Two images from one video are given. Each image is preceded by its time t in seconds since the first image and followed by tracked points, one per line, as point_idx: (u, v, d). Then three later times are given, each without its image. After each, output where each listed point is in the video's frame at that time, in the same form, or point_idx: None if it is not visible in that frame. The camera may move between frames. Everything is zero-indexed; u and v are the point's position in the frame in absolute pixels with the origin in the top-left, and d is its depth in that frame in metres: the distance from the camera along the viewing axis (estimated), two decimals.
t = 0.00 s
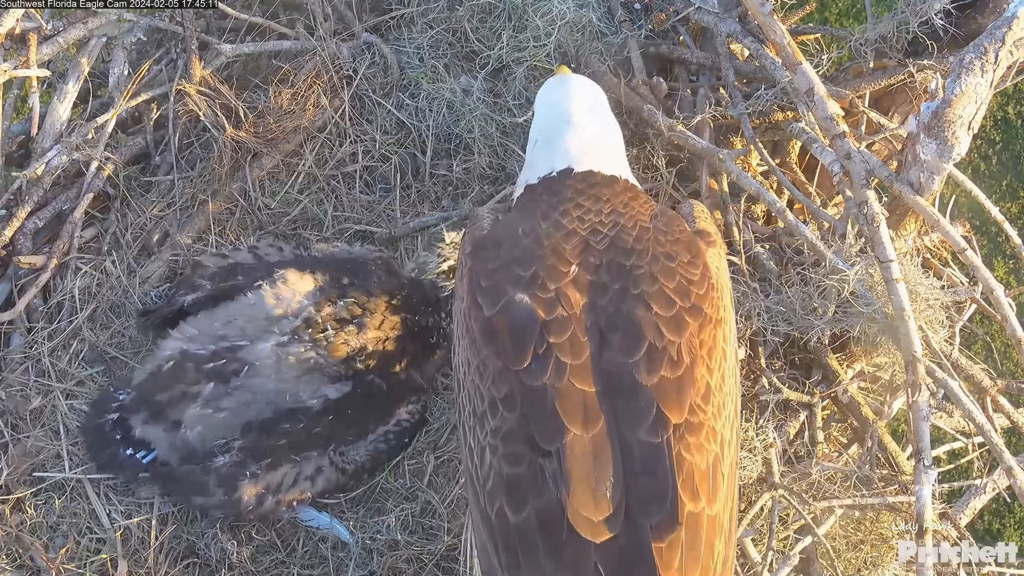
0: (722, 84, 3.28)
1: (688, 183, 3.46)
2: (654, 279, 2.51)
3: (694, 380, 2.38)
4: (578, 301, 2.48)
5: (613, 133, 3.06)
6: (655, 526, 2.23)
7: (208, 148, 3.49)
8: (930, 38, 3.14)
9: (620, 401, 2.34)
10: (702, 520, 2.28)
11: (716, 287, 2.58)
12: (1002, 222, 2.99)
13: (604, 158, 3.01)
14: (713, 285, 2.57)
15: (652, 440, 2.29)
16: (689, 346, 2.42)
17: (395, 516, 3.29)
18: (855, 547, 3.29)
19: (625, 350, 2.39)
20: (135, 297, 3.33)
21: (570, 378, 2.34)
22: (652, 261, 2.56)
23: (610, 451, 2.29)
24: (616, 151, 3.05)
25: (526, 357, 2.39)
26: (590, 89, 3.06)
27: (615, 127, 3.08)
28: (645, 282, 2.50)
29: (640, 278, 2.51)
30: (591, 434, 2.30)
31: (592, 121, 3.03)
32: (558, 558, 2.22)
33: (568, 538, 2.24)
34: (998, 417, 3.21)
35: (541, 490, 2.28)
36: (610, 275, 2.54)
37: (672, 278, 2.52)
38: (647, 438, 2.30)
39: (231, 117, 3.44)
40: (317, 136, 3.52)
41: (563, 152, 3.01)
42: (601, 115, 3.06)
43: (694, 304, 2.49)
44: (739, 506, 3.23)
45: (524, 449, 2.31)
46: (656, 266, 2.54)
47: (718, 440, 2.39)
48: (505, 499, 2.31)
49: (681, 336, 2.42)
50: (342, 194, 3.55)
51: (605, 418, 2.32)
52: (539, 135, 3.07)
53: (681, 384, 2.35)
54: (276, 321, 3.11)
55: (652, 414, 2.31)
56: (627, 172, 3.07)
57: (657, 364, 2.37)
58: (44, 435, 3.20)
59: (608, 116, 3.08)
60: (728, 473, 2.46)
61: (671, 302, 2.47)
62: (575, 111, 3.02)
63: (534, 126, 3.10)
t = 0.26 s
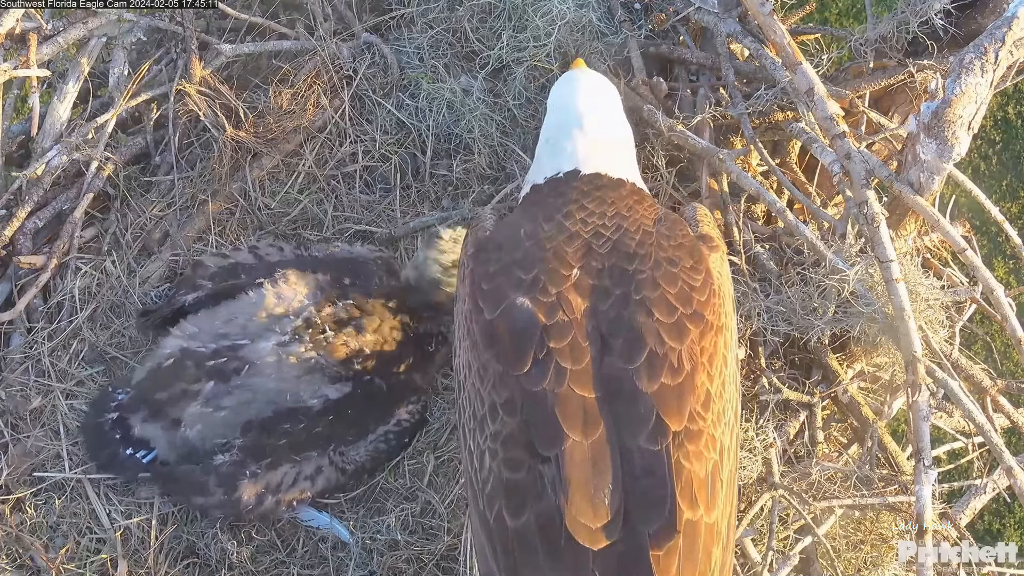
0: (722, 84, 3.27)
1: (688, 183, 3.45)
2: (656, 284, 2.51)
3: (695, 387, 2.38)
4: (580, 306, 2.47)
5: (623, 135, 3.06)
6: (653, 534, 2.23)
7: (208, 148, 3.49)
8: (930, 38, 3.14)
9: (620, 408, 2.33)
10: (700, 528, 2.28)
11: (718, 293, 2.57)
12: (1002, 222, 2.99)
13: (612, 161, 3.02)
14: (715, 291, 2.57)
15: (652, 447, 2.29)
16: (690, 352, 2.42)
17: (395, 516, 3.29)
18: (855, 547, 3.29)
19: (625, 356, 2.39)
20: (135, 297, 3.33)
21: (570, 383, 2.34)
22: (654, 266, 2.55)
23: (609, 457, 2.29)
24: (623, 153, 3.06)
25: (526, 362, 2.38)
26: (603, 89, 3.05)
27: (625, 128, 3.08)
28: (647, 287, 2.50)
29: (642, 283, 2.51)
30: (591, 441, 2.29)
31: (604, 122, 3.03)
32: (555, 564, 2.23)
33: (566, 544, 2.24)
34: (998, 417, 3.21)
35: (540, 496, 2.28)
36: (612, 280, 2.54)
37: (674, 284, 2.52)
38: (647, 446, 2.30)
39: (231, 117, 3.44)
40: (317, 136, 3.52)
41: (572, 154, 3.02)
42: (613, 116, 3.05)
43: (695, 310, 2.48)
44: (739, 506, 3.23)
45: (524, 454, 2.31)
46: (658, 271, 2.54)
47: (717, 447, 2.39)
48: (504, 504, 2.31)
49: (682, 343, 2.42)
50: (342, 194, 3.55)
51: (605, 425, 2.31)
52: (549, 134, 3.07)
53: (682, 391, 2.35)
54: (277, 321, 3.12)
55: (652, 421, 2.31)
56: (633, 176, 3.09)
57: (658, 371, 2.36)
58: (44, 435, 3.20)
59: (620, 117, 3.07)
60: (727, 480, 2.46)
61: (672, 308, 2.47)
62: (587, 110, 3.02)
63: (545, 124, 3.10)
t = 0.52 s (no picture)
0: (722, 84, 3.27)
1: (688, 183, 3.46)
2: (661, 291, 2.50)
3: (699, 396, 2.38)
4: (585, 313, 2.47)
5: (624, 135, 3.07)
6: (657, 545, 2.23)
7: (208, 148, 3.49)
8: (930, 38, 3.14)
9: (625, 417, 2.33)
10: (703, 538, 2.28)
11: (723, 300, 2.57)
12: (1002, 222, 2.99)
13: (614, 162, 3.02)
14: (720, 298, 2.57)
15: (656, 457, 2.29)
16: (695, 361, 2.41)
17: (395, 516, 3.29)
18: (855, 547, 3.29)
19: (631, 365, 2.39)
20: (135, 297, 3.33)
21: (574, 391, 2.33)
22: (659, 272, 2.55)
23: (614, 467, 2.29)
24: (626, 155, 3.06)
25: (531, 370, 2.38)
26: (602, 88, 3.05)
27: (627, 129, 3.08)
28: (652, 294, 2.50)
29: (647, 290, 2.51)
30: (595, 450, 2.29)
31: (603, 122, 3.04)
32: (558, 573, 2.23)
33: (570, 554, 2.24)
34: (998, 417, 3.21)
35: (544, 505, 2.28)
36: (617, 286, 2.54)
37: (679, 291, 2.51)
38: (652, 455, 2.30)
39: (231, 117, 3.44)
40: (317, 136, 3.52)
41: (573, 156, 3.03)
42: (613, 117, 3.06)
43: (700, 318, 2.48)
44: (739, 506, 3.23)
45: (528, 462, 2.31)
46: (664, 277, 2.53)
47: (721, 456, 2.40)
48: (508, 512, 2.31)
49: (687, 351, 2.41)
50: (342, 194, 3.55)
51: (610, 434, 2.31)
52: (549, 136, 3.09)
53: (687, 401, 2.35)
54: (276, 320, 3.13)
55: (657, 431, 2.31)
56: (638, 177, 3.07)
57: (663, 380, 2.36)
58: (44, 435, 3.20)
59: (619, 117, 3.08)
60: (730, 489, 2.46)
61: (678, 315, 2.46)
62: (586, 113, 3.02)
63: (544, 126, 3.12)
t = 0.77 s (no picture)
0: (722, 84, 3.27)
1: (688, 184, 3.46)
2: (663, 295, 2.50)
3: (700, 401, 2.38)
4: (585, 317, 2.47)
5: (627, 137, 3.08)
6: (656, 550, 2.24)
7: (208, 148, 3.49)
8: (930, 38, 3.14)
9: (625, 422, 2.33)
10: (702, 542, 2.29)
11: (724, 305, 2.58)
12: (1002, 222, 2.99)
13: (617, 163, 3.03)
14: (721, 303, 2.57)
15: (656, 462, 2.30)
16: (695, 366, 2.42)
17: (395, 516, 3.29)
18: (855, 547, 3.29)
19: (632, 369, 2.39)
20: (135, 297, 3.33)
21: (575, 395, 2.33)
22: (661, 277, 2.55)
23: (615, 471, 2.29)
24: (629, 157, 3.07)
25: (531, 373, 2.38)
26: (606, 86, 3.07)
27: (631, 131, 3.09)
28: (654, 298, 2.50)
29: (649, 294, 2.51)
30: (595, 454, 2.29)
31: (606, 120, 3.05)
32: None
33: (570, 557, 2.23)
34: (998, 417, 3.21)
35: (544, 509, 2.28)
36: (619, 290, 2.54)
37: (681, 296, 2.51)
38: (652, 460, 2.30)
39: (231, 117, 3.44)
40: (316, 136, 3.52)
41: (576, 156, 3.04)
42: (618, 117, 3.07)
43: (702, 323, 2.49)
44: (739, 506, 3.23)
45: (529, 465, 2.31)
46: (665, 282, 2.54)
47: (720, 461, 2.40)
48: (508, 515, 2.31)
49: (688, 356, 2.42)
50: (342, 194, 3.55)
51: (610, 438, 2.31)
52: (551, 135, 3.10)
53: (687, 406, 2.36)
54: (275, 319, 3.12)
55: (657, 436, 2.31)
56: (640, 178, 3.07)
57: (664, 385, 2.36)
58: (44, 435, 3.20)
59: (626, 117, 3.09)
60: (728, 494, 2.47)
61: (679, 320, 2.47)
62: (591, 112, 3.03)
63: (546, 125, 3.13)
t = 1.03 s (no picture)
0: (722, 84, 3.27)
1: (688, 183, 3.46)
2: (658, 292, 2.50)
3: (694, 398, 2.38)
4: (580, 314, 2.47)
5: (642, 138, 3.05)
6: (649, 546, 2.24)
7: (208, 148, 3.49)
8: (930, 38, 3.14)
9: (619, 418, 2.33)
10: (696, 539, 2.29)
11: (719, 302, 2.57)
12: (1002, 222, 2.99)
13: (623, 164, 3.01)
14: (716, 300, 2.56)
15: (650, 458, 2.30)
16: (690, 363, 2.42)
17: (395, 515, 3.29)
18: (855, 547, 3.29)
19: (626, 365, 2.39)
20: (135, 297, 3.33)
21: (569, 392, 2.34)
22: (656, 274, 2.54)
23: (608, 467, 2.29)
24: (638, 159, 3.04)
25: (526, 370, 2.39)
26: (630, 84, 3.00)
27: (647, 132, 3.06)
28: (649, 295, 2.49)
29: (644, 291, 2.50)
30: (589, 450, 2.29)
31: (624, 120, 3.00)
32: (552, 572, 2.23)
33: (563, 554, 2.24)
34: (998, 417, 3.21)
35: (538, 505, 2.28)
36: (614, 287, 2.53)
37: (676, 293, 2.51)
38: (646, 457, 2.30)
39: (231, 117, 3.44)
40: (317, 136, 3.52)
41: (583, 154, 3.03)
42: (637, 117, 3.02)
43: (697, 320, 2.48)
44: (739, 506, 3.23)
45: (523, 461, 2.31)
46: (661, 278, 2.53)
47: (715, 458, 2.40)
48: (503, 511, 2.31)
49: (682, 353, 2.41)
50: (342, 194, 3.55)
51: (604, 434, 2.31)
52: (563, 128, 3.07)
53: (681, 402, 2.35)
54: (269, 322, 3.10)
55: (651, 432, 2.31)
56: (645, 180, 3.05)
57: (658, 381, 2.36)
58: (44, 435, 3.20)
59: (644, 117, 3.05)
60: (724, 490, 2.47)
61: (673, 317, 2.46)
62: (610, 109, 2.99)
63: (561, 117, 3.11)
